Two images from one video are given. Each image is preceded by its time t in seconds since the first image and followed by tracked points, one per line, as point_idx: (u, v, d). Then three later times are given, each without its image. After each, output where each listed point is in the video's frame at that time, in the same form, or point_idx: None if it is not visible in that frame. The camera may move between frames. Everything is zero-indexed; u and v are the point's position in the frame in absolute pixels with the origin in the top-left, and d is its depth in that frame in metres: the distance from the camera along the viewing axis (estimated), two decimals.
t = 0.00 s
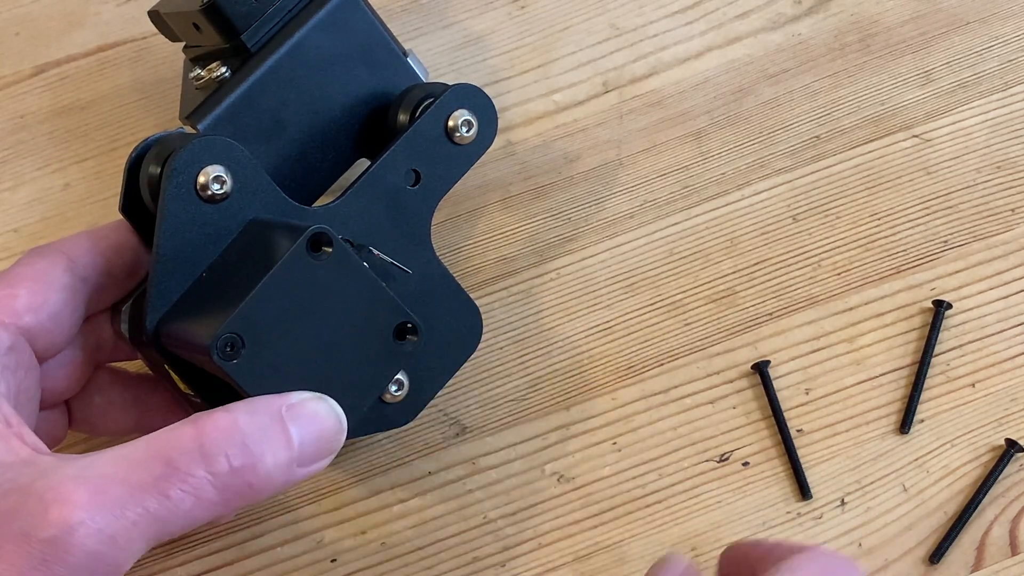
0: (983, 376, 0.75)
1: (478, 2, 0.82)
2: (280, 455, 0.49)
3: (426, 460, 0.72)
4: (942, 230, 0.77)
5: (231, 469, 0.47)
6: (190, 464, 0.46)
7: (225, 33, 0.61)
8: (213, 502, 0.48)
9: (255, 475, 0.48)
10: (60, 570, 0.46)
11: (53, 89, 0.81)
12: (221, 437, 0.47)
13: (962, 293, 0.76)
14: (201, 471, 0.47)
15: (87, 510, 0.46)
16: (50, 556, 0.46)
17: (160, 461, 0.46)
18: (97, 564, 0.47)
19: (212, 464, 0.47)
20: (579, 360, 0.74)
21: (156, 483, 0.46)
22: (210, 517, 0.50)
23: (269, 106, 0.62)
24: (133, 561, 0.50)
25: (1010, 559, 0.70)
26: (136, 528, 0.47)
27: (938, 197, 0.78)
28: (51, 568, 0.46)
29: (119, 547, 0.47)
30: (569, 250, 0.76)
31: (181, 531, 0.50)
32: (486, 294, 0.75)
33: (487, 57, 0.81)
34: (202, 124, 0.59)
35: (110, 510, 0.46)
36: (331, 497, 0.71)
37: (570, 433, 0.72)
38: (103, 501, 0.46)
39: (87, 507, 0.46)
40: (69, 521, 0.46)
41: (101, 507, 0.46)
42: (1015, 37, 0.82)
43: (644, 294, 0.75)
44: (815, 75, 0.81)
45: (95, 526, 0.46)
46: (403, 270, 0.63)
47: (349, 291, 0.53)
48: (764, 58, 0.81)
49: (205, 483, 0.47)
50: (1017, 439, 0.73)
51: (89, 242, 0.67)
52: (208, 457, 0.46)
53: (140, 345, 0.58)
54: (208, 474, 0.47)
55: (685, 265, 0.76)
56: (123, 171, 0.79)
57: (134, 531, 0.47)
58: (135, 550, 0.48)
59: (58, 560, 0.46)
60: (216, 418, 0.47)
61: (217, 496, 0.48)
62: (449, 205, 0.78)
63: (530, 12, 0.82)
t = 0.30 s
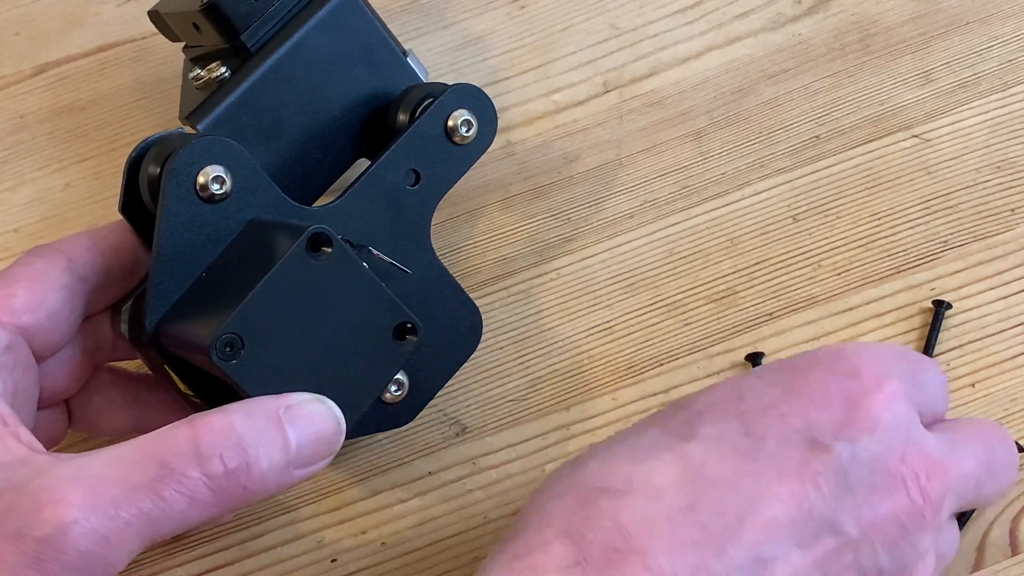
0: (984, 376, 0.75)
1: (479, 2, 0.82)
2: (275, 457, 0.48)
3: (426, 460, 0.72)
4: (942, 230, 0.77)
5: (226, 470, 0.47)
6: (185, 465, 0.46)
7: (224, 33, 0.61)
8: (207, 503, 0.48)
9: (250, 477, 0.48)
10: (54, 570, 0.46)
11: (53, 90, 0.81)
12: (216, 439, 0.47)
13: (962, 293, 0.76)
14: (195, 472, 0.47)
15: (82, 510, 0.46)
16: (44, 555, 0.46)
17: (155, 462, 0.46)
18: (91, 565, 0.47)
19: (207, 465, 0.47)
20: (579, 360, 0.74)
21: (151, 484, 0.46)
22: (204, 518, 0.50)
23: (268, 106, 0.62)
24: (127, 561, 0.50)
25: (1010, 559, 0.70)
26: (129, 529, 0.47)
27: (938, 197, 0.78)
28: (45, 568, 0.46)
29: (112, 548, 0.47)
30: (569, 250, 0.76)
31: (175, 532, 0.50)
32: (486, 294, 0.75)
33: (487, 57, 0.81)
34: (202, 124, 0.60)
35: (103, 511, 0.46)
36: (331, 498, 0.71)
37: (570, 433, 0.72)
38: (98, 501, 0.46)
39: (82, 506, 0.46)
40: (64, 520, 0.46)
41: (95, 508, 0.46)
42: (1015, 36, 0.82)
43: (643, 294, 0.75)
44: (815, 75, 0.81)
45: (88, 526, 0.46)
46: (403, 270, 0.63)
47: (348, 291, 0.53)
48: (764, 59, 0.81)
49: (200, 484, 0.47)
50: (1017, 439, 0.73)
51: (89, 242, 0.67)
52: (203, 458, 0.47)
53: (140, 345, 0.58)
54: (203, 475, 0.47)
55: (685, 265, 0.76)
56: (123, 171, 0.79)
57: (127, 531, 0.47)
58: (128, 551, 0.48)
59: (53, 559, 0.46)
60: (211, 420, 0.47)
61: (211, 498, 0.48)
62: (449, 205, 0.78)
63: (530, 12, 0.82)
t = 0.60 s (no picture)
0: (983, 376, 0.75)
1: (479, 2, 0.82)
2: (274, 458, 0.49)
3: (426, 460, 0.72)
4: (942, 230, 0.77)
5: (224, 472, 0.47)
6: (183, 467, 0.47)
7: (225, 33, 0.61)
8: (205, 505, 0.48)
9: (249, 478, 0.48)
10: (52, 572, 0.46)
11: (53, 90, 0.81)
12: (214, 440, 0.47)
13: (962, 293, 0.76)
14: (193, 474, 0.47)
15: (80, 511, 0.46)
16: (42, 557, 0.46)
17: (152, 464, 0.47)
18: (89, 567, 0.47)
19: (205, 467, 0.47)
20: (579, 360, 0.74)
21: (149, 485, 0.47)
22: (202, 520, 0.50)
23: (268, 106, 0.62)
24: (126, 563, 0.49)
25: (1010, 559, 0.70)
26: (127, 531, 0.47)
27: (938, 197, 0.78)
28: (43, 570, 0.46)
29: (110, 550, 0.47)
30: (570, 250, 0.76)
31: (173, 535, 0.50)
32: (486, 294, 0.75)
33: (487, 57, 0.81)
34: (202, 124, 0.59)
35: (102, 512, 0.46)
36: (331, 498, 0.71)
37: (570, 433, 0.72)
38: (97, 503, 0.46)
39: (81, 508, 0.46)
40: (62, 521, 0.46)
41: (94, 509, 0.46)
42: (1015, 37, 0.82)
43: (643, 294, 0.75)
44: (815, 75, 0.81)
45: (87, 528, 0.46)
46: (402, 270, 0.63)
47: (349, 291, 0.53)
48: (764, 59, 0.81)
49: (198, 486, 0.47)
50: (1017, 439, 0.73)
51: (89, 242, 0.67)
52: (201, 459, 0.47)
53: (140, 346, 0.58)
54: (201, 477, 0.47)
55: (685, 265, 0.76)
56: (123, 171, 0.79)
57: (126, 534, 0.47)
58: (126, 553, 0.48)
59: (51, 560, 0.46)
60: (210, 422, 0.47)
61: (209, 500, 0.48)
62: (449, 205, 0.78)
63: (530, 12, 0.82)
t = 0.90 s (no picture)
0: (983, 376, 0.75)
1: (479, 2, 0.82)
2: (274, 457, 0.49)
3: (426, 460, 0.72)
4: (942, 230, 0.77)
5: (224, 471, 0.47)
6: (184, 466, 0.47)
7: (225, 33, 0.61)
8: (205, 504, 0.48)
9: (248, 477, 0.48)
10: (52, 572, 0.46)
11: (53, 90, 0.81)
12: (214, 439, 0.47)
13: (962, 293, 0.76)
14: (194, 473, 0.47)
15: (80, 510, 0.46)
16: (42, 555, 0.46)
17: (152, 463, 0.47)
18: (89, 566, 0.47)
19: (205, 466, 0.47)
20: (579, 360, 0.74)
21: (149, 485, 0.47)
22: (200, 520, 0.50)
23: (269, 106, 0.62)
24: (125, 563, 0.49)
25: (1010, 559, 0.70)
26: (127, 531, 0.47)
27: (938, 197, 0.78)
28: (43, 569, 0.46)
29: (110, 550, 0.47)
30: (570, 250, 0.76)
31: (172, 534, 0.50)
32: (486, 294, 0.75)
33: (487, 57, 0.81)
34: (201, 124, 0.59)
35: (102, 511, 0.46)
36: (331, 498, 0.71)
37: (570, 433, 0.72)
38: (96, 502, 0.46)
39: (81, 507, 0.46)
40: (62, 520, 0.46)
41: (94, 508, 0.46)
42: (1014, 37, 0.83)
43: (643, 294, 0.75)
44: (815, 75, 0.81)
45: (86, 527, 0.46)
46: (402, 269, 0.63)
47: (349, 291, 0.53)
48: (764, 59, 0.81)
49: (199, 485, 0.47)
50: (1017, 439, 0.73)
51: (89, 242, 0.67)
52: (201, 458, 0.47)
53: (140, 346, 0.58)
54: (201, 476, 0.47)
55: (685, 265, 0.76)
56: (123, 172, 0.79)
57: (125, 534, 0.47)
58: (126, 553, 0.48)
59: (51, 559, 0.46)
60: (210, 421, 0.47)
61: (209, 499, 0.48)
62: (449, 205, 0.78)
63: (530, 12, 0.82)
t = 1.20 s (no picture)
0: (983, 376, 0.75)
1: (479, 2, 0.82)
2: (273, 457, 0.49)
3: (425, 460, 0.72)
4: (942, 230, 0.77)
5: (224, 471, 0.47)
6: (183, 466, 0.47)
7: (225, 33, 0.61)
8: (205, 504, 0.48)
9: (248, 477, 0.48)
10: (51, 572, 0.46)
11: (53, 90, 0.81)
12: (214, 440, 0.47)
13: (962, 293, 0.76)
14: (194, 473, 0.47)
15: (80, 510, 0.46)
16: (42, 555, 0.46)
17: (152, 463, 0.47)
18: (89, 566, 0.47)
19: (205, 466, 0.47)
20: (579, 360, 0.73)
21: (149, 485, 0.47)
22: (200, 520, 0.50)
23: (269, 106, 0.62)
24: (124, 563, 0.49)
25: (1010, 559, 0.70)
26: (126, 531, 0.47)
27: (938, 197, 0.79)
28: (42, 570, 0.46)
29: (109, 551, 0.47)
30: (570, 250, 0.76)
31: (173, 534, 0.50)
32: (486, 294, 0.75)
33: (487, 57, 0.81)
34: (201, 124, 0.59)
35: (102, 511, 0.46)
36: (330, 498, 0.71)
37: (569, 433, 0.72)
38: (96, 501, 0.46)
39: (80, 507, 0.46)
40: (62, 520, 0.46)
41: (94, 508, 0.46)
42: (1014, 37, 0.83)
43: (643, 294, 0.75)
44: (815, 75, 0.81)
45: (86, 527, 0.46)
46: (403, 270, 0.63)
47: (348, 291, 0.53)
48: (764, 59, 0.81)
49: (199, 485, 0.47)
50: (1017, 439, 0.73)
51: (89, 241, 0.67)
52: (201, 458, 0.47)
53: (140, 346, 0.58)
54: (200, 476, 0.47)
55: (685, 265, 0.76)
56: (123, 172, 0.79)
57: (125, 534, 0.47)
58: (126, 554, 0.48)
59: (50, 559, 0.46)
60: (210, 421, 0.47)
61: (210, 499, 0.48)
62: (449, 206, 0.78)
63: (530, 12, 0.82)
